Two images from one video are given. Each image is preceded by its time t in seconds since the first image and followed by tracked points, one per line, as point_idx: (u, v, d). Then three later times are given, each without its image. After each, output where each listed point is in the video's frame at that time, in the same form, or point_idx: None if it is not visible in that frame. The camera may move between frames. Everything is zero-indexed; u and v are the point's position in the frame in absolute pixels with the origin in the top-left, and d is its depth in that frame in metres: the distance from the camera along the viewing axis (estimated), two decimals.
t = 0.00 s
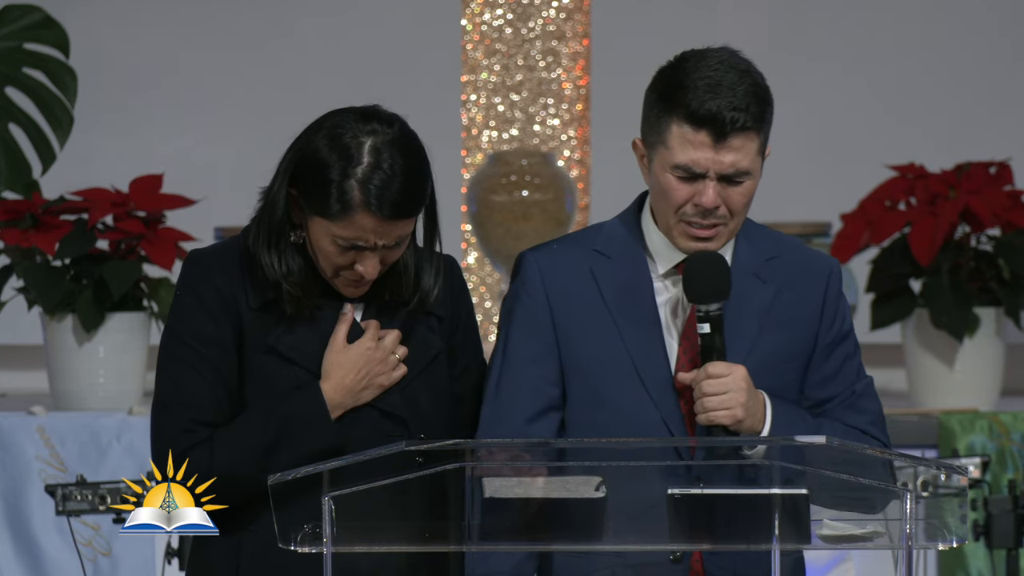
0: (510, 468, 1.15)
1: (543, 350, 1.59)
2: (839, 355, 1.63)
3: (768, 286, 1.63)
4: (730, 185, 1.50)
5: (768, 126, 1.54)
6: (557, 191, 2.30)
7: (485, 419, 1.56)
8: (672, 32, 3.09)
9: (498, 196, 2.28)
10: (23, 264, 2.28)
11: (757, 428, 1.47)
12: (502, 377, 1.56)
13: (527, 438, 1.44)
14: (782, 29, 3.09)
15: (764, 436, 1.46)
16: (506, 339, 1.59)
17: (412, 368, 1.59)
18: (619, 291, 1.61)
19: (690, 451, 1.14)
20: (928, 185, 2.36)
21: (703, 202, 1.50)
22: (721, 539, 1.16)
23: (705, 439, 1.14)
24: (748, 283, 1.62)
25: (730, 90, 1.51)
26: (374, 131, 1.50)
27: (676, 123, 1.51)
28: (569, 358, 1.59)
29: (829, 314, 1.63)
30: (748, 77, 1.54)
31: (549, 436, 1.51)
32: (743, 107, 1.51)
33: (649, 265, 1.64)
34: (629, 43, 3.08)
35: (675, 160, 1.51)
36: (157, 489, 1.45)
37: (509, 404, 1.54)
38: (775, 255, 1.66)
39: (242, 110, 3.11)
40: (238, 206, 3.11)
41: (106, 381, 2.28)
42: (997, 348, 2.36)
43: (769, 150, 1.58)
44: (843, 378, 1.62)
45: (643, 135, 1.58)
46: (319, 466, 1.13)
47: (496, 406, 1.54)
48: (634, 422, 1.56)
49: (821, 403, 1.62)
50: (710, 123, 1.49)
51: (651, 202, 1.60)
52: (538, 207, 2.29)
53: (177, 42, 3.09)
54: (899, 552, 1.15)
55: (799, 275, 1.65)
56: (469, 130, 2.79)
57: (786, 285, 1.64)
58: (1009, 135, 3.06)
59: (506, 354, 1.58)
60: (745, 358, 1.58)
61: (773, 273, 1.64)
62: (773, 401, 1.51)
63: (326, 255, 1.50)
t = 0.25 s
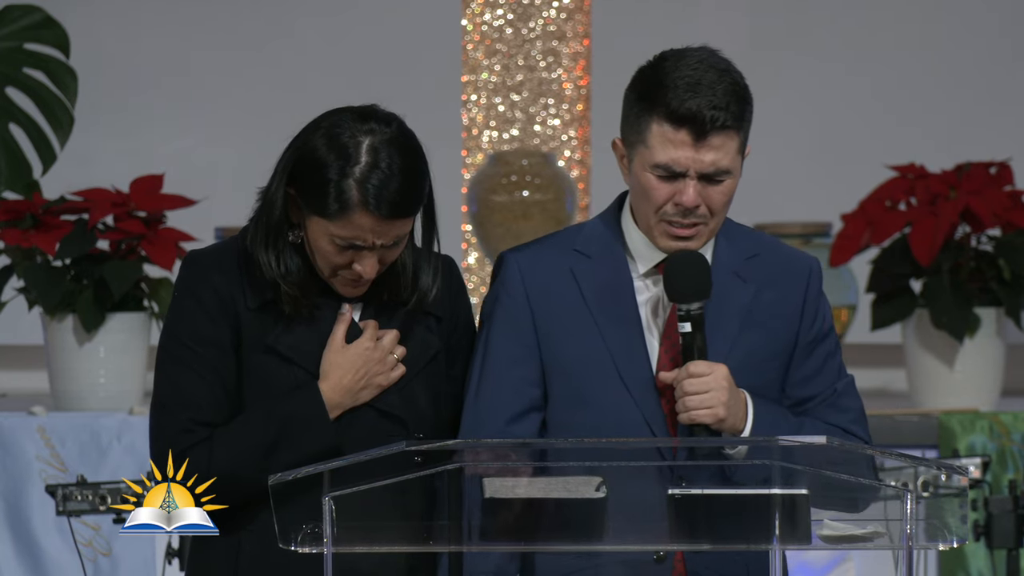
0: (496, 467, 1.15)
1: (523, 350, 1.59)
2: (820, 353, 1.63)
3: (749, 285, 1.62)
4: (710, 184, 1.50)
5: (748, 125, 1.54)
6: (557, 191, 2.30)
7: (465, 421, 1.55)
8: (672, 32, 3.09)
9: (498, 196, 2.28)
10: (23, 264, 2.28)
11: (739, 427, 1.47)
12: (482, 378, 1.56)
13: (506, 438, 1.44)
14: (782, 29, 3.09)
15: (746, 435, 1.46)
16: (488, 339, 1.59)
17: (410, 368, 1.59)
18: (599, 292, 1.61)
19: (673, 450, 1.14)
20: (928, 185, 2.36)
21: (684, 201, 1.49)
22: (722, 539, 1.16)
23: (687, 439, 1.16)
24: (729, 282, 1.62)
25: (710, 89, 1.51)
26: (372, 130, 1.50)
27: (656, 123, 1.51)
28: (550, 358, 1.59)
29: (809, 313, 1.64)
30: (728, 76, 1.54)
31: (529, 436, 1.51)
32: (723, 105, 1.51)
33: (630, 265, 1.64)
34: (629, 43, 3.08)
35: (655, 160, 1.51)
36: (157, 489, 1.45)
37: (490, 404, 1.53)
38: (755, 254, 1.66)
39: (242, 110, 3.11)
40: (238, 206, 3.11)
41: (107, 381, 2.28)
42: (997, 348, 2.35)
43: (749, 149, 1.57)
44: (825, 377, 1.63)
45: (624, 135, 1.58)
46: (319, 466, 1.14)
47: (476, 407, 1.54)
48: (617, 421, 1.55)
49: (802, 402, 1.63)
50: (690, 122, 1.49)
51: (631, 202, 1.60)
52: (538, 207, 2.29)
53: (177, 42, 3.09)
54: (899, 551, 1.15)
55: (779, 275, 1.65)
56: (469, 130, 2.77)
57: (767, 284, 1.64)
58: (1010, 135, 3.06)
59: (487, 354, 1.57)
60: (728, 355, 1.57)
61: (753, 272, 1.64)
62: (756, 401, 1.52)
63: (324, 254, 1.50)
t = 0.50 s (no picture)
0: (486, 467, 1.15)
1: (508, 351, 1.58)
2: (806, 353, 1.63)
3: (733, 285, 1.62)
4: (694, 184, 1.50)
5: (732, 124, 1.54)
6: (557, 191, 2.30)
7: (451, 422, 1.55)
8: (672, 32, 3.09)
9: (498, 196, 2.28)
10: (23, 264, 2.28)
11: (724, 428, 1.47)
12: (468, 379, 1.56)
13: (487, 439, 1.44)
14: (782, 29, 3.09)
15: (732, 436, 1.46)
16: (473, 341, 1.59)
17: (409, 368, 1.59)
18: (584, 293, 1.61)
19: (659, 451, 1.15)
20: (928, 185, 2.36)
21: (668, 202, 1.49)
22: (722, 539, 1.16)
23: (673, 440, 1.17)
24: (714, 282, 1.62)
25: (694, 89, 1.51)
26: (371, 130, 1.50)
27: (640, 123, 1.51)
28: (535, 359, 1.59)
29: (794, 313, 1.63)
30: (711, 76, 1.54)
31: (514, 437, 1.51)
32: (707, 105, 1.50)
33: (614, 266, 1.64)
34: (629, 43, 3.08)
35: (639, 160, 1.51)
36: (157, 489, 1.45)
37: (475, 405, 1.53)
38: (739, 254, 1.66)
39: (242, 110, 3.11)
40: (238, 206, 3.11)
41: (106, 381, 2.28)
42: (997, 348, 2.35)
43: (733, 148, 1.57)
44: (809, 376, 1.62)
45: (608, 135, 1.58)
46: (319, 466, 1.14)
47: (461, 407, 1.54)
48: (603, 422, 1.55)
49: (787, 401, 1.62)
50: (674, 122, 1.49)
51: (615, 202, 1.60)
52: (538, 207, 2.29)
53: (177, 41, 3.09)
54: (899, 552, 1.15)
55: (763, 274, 1.65)
56: (469, 130, 2.80)
57: (751, 283, 1.64)
58: (1010, 135, 3.06)
59: (472, 354, 1.58)
60: (713, 355, 1.57)
61: (737, 272, 1.64)
62: (743, 401, 1.52)
63: (323, 254, 1.50)
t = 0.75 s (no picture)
0: (483, 466, 1.15)
1: (496, 353, 1.58)
2: (794, 352, 1.63)
3: (722, 285, 1.62)
4: (687, 180, 1.50)
5: (728, 123, 1.53)
6: (557, 191, 2.30)
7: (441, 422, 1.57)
8: (672, 32, 3.09)
9: (498, 196, 2.28)
10: (23, 264, 2.28)
11: (715, 427, 1.48)
12: (456, 381, 1.56)
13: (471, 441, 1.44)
14: (782, 29, 3.09)
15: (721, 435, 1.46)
16: (461, 343, 1.59)
17: (408, 368, 1.59)
18: (573, 294, 1.60)
19: (650, 450, 1.14)
20: (928, 185, 2.36)
21: (661, 196, 1.49)
22: (721, 539, 1.16)
23: (664, 440, 1.16)
24: (703, 283, 1.61)
25: (690, 85, 1.51)
26: (372, 130, 1.50)
27: (636, 117, 1.51)
28: (525, 362, 1.59)
29: (783, 313, 1.63)
30: (708, 74, 1.54)
31: (504, 439, 1.51)
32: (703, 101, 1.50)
33: (603, 266, 1.63)
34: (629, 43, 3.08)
35: (633, 153, 1.50)
36: (157, 489, 1.45)
37: (465, 409, 1.54)
38: (727, 254, 1.65)
39: (242, 110, 3.11)
40: (237, 206, 3.11)
41: (106, 381, 2.28)
42: (996, 349, 2.35)
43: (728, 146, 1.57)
44: (798, 375, 1.63)
45: (603, 130, 1.58)
46: (319, 467, 1.14)
47: (452, 409, 1.55)
48: (593, 422, 1.55)
49: (776, 400, 1.63)
50: (669, 116, 1.49)
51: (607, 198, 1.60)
52: (538, 207, 2.29)
53: (177, 41, 3.09)
54: (899, 552, 1.15)
55: (751, 274, 1.65)
56: (469, 130, 2.80)
57: (740, 283, 1.63)
58: (1009, 135, 3.06)
59: (461, 357, 1.58)
60: (702, 355, 1.57)
61: (726, 271, 1.64)
62: (733, 398, 1.52)
63: (323, 254, 1.50)
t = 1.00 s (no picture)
0: (482, 466, 1.15)
1: (497, 354, 1.58)
2: (795, 352, 1.63)
3: (723, 285, 1.62)
4: (688, 183, 1.50)
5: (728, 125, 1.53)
6: (557, 191, 2.30)
7: (443, 424, 1.56)
8: (672, 33, 3.09)
9: (498, 196, 2.28)
10: (23, 264, 2.28)
11: (717, 427, 1.48)
12: (458, 382, 1.56)
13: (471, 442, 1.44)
14: (782, 29, 3.09)
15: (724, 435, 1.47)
16: (463, 345, 1.59)
17: (408, 368, 1.59)
18: (575, 294, 1.60)
19: (651, 451, 1.14)
20: (928, 185, 2.36)
21: (663, 200, 1.49)
22: (721, 539, 1.16)
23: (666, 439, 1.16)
24: (704, 283, 1.61)
25: (689, 88, 1.51)
26: (372, 131, 1.50)
27: (635, 121, 1.51)
28: (527, 363, 1.58)
29: (784, 313, 1.63)
30: (705, 76, 1.54)
31: (505, 440, 1.51)
32: (702, 104, 1.50)
33: (604, 266, 1.63)
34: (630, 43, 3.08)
35: (633, 158, 1.50)
36: (157, 489, 1.45)
37: (467, 409, 1.54)
38: (728, 255, 1.65)
39: (241, 110, 3.11)
40: (237, 206, 3.11)
41: (106, 381, 2.28)
42: (997, 348, 2.35)
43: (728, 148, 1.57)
44: (799, 376, 1.63)
45: (602, 135, 1.58)
46: (319, 466, 1.14)
47: (453, 411, 1.55)
48: (595, 423, 1.55)
49: (778, 401, 1.62)
50: (668, 119, 1.49)
51: (608, 203, 1.60)
52: (538, 207, 2.29)
53: (177, 41, 3.09)
54: (899, 551, 1.15)
55: (752, 275, 1.64)
56: (469, 130, 2.79)
57: (741, 283, 1.63)
58: (1009, 135, 3.06)
59: (462, 358, 1.58)
60: (703, 357, 1.57)
61: (727, 272, 1.63)
62: (733, 398, 1.52)
63: (323, 255, 1.50)
